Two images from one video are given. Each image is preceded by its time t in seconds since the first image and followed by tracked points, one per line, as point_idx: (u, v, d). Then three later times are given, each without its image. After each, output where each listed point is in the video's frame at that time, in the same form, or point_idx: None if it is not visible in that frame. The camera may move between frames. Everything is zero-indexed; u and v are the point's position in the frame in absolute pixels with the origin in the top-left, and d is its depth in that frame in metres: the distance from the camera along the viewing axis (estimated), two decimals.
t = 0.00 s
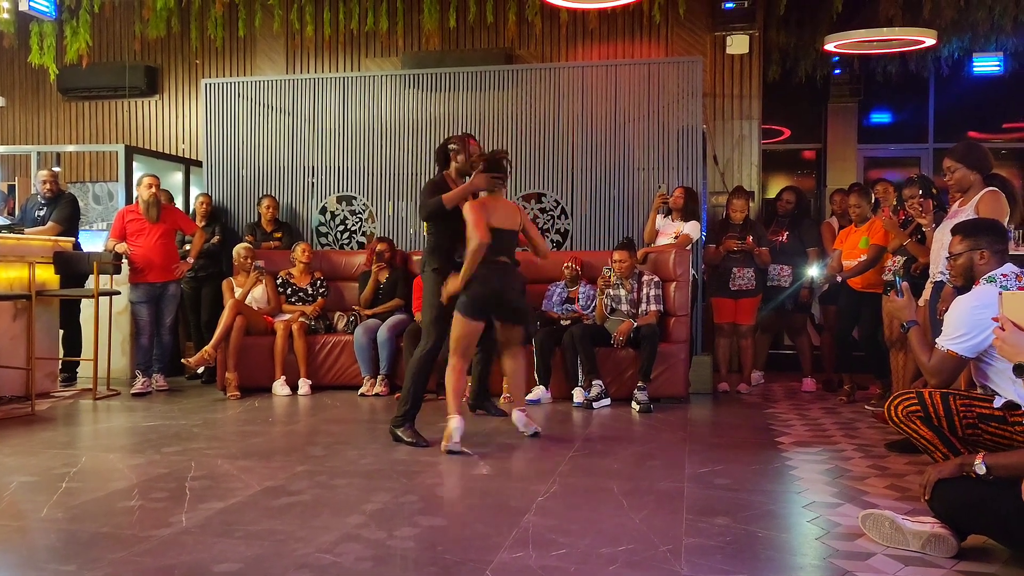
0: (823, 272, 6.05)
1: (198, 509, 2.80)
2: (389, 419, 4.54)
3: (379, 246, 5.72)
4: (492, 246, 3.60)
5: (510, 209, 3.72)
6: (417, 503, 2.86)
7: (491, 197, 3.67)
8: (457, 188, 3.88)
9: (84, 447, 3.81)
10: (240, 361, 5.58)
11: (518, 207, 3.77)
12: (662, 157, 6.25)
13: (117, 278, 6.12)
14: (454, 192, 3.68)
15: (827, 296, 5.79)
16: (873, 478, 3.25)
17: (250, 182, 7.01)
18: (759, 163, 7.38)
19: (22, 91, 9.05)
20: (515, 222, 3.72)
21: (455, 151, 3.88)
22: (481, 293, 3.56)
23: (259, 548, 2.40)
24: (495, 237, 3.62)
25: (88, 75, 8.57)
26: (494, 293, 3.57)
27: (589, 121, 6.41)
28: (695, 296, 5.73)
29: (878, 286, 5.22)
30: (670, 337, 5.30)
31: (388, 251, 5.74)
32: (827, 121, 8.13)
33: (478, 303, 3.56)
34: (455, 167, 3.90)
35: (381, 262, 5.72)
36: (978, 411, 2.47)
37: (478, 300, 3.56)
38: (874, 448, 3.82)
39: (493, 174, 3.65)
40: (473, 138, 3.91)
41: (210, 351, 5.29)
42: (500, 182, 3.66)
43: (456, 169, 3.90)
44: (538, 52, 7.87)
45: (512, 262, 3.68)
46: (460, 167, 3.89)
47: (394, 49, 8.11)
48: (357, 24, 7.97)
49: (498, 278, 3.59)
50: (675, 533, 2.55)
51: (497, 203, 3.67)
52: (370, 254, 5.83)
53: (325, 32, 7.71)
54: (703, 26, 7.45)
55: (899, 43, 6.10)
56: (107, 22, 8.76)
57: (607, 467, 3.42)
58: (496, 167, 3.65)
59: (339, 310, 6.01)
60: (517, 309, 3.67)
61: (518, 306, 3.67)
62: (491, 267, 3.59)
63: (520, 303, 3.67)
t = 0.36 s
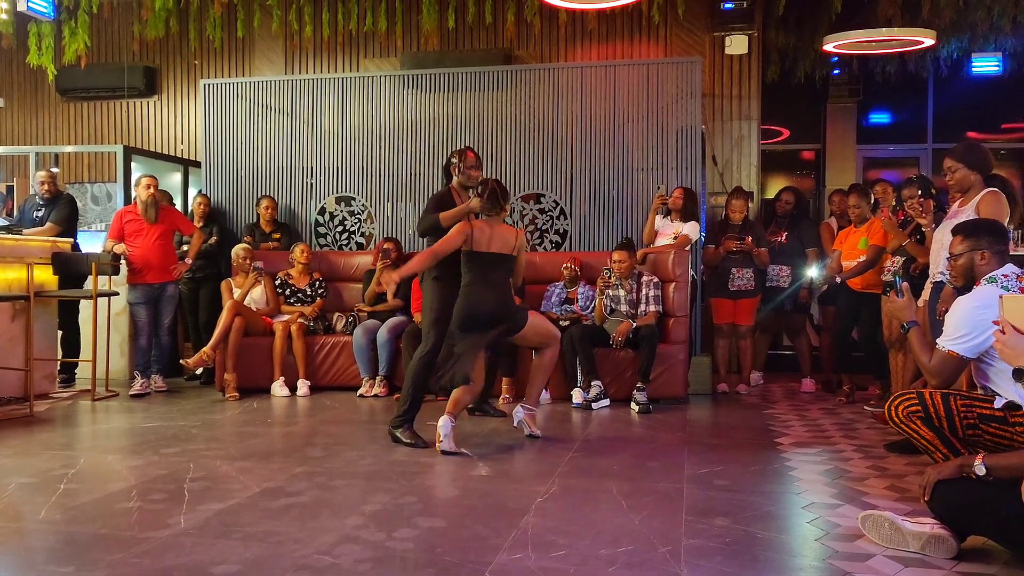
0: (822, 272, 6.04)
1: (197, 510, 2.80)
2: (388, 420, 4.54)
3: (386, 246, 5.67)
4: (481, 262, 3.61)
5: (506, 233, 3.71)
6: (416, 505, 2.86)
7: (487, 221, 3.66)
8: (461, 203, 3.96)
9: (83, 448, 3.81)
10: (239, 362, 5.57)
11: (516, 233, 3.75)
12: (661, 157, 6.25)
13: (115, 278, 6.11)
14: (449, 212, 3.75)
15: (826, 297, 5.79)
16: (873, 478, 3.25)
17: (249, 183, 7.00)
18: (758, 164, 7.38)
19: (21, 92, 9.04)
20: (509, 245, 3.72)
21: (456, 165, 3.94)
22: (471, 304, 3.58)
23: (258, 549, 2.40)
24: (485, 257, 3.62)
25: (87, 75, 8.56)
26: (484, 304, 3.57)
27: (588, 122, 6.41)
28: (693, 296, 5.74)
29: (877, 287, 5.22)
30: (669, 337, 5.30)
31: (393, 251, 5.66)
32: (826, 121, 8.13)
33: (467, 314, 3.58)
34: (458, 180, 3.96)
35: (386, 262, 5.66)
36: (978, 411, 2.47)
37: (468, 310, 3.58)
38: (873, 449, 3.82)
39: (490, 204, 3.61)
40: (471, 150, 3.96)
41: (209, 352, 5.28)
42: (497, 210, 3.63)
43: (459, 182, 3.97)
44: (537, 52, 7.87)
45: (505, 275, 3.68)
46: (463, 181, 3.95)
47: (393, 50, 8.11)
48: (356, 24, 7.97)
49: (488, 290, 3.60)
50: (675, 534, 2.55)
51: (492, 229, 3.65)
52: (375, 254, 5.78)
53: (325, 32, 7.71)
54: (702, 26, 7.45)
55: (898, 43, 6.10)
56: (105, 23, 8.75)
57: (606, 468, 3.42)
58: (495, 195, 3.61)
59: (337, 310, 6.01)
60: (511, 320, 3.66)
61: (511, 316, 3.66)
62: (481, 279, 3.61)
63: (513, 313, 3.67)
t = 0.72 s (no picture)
0: (820, 274, 6.02)
1: (195, 511, 2.79)
2: (386, 421, 4.53)
3: (387, 246, 5.65)
4: (482, 264, 3.61)
5: (509, 236, 3.69)
6: (414, 506, 2.85)
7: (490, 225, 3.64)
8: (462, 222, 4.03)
9: (81, 449, 3.80)
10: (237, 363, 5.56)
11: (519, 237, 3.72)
12: (659, 158, 6.24)
13: (113, 279, 6.10)
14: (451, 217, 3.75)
15: (824, 298, 5.79)
16: (871, 479, 3.25)
17: (247, 184, 7.00)
18: (756, 165, 7.38)
19: (18, 94, 9.03)
20: (511, 249, 3.70)
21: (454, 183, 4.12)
22: (471, 305, 3.56)
23: (255, 550, 2.40)
24: (487, 259, 3.60)
25: (84, 76, 8.55)
26: (485, 306, 3.54)
27: (586, 122, 6.41)
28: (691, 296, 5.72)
29: (875, 288, 5.21)
30: (667, 338, 5.29)
31: (394, 251, 5.66)
32: (824, 122, 8.13)
33: (467, 314, 3.56)
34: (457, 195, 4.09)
35: (387, 262, 5.64)
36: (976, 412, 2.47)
37: (467, 310, 3.56)
38: (871, 450, 3.82)
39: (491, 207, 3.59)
40: (467, 168, 4.17)
41: (207, 352, 5.26)
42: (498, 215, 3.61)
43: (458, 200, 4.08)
44: (536, 53, 7.86)
45: (508, 279, 3.66)
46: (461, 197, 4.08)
47: (391, 51, 8.11)
48: (354, 25, 7.96)
49: (489, 292, 3.57)
50: (673, 535, 2.54)
51: (494, 232, 3.64)
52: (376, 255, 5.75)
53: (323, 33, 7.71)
54: (700, 27, 7.46)
55: (896, 44, 6.10)
56: (103, 23, 8.75)
57: (604, 469, 3.42)
58: (496, 199, 3.59)
59: (335, 311, 6.01)
60: (511, 321, 3.63)
61: (512, 318, 3.62)
62: (482, 281, 3.59)
63: (513, 315, 3.63)
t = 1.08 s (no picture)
0: (817, 275, 6.05)
1: (190, 511, 2.78)
2: (383, 421, 4.52)
3: (383, 245, 5.62)
4: (481, 250, 3.57)
5: (510, 225, 3.66)
6: (410, 505, 2.85)
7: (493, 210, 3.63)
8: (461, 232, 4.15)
9: (76, 449, 3.79)
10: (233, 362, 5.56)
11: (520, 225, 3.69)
12: (656, 157, 6.24)
13: (109, 278, 6.09)
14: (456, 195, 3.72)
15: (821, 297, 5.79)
16: (868, 478, 3.24)
17: (243, 183, 6.98)
18: (753, 164, 7.38)
19: (14, 93, 9.00)
20: (511, 237, 3.66)
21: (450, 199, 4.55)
22: (467, 292, 3.50)
23: (251, 551, 2.39)
24: (488, 243, 3.57)
25: (80, 74, 8.53)
26: (481, 292, 3.48)
27: (583, 122, 6.41)
28: (688, 295, 5.72)
29: (873, 288, 5.21)
30: (664, 337, 5.29)
31: (391, 251, 5.65)
32: (821, 123, 8.10)
33: (463, 301, 3.50)
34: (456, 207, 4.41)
35: (385, 262, 5.63)
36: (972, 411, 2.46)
37: (464, 298, 3.49)
38: (868, 449, 3.82)
39: (494, 191, 3.57)
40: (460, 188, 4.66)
41: (204, 352, 5.26)
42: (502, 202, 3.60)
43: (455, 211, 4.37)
44: (533, 52, 7.85)
45: (506, 270, 3.61)
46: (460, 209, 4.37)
47: (388, 50, 8.10)
48: (351, 23, 7.95)
49: (486, 280, 3.51)
50: (670, 535, 2.54)
51: (496, 216, 3.63)
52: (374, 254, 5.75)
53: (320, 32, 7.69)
54: (697, 26, 7.47)
55: (893, 43, 6.10)
56: (99, 22, 8.73)
57: (601, 468, 3.41)
58: (500, 184, 3.57)
59: (332, 311, 6.01)
60: (508, 312, 3.56)
61: (508, 309, 3.55)
62: (480, 270, 3.54)
63: (509, 306, 3.56)
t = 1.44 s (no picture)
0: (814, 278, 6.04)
1: (185, 511, 2.77)
2: (379, 420, 4.51)
3: (378, 244, 5.60)
4: (458, 224, 3.49)
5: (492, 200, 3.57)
6: (406, 505, 2.84)
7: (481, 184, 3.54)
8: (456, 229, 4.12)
9: (71, 449, 3.77)
10: (229, 362, 5.54)
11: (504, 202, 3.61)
12: (653, 157, 6.23)
13: (104, 277, 6.07)
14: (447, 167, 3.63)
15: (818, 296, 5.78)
16: (864, 478, 3.24)
17: (239, 182, 6.96)
18: (750, 163, 7.39)
19: (10, 92, 8.98)
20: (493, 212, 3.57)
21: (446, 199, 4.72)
22: (445, 265, 3.44)
23: (245, 551, 2.38)
24: (467, 216, 3.49)
25: (75, 73, 8.50)
26: (456, 265, 3.42)
27: (580, 120, 6.40)
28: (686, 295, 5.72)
29: (870, 289, 5.20)
30: (661, 336, 5.29)
31: (387, 250, 5.64)
32: (818, 122, 8.16)
33: (439, 276, 3.44)
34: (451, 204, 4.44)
35: (380, 261, 5.62)
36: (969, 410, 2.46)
37: (443, 271, 3.43)
38: (865, 448, 3.82)
39: (484, 164, 3.51)
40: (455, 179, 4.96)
41: (199, 352, 5.24)
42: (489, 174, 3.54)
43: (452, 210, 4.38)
44: (530, 51, 7.84)
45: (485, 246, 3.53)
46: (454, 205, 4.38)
47: (384, 49, 8.08)
48: (348, 22, 7.93)
49: (463, 253, 3.45)
50: (666, 535, 2.53)
51: (482, 189, 3.54)
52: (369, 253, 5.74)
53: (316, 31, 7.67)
54: (694, 26, 7.46)
55: (889, 43, 6.09)
56: (94, 19, 8.69)
57: (597, 467, 3.41)
58: (489, 156, 3.50)
59: (328, 310, 5.99)
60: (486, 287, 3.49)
61: (488, 287, 3.49)
62: (457, 243, 3.47)
63: (489, 283, 3.50)
